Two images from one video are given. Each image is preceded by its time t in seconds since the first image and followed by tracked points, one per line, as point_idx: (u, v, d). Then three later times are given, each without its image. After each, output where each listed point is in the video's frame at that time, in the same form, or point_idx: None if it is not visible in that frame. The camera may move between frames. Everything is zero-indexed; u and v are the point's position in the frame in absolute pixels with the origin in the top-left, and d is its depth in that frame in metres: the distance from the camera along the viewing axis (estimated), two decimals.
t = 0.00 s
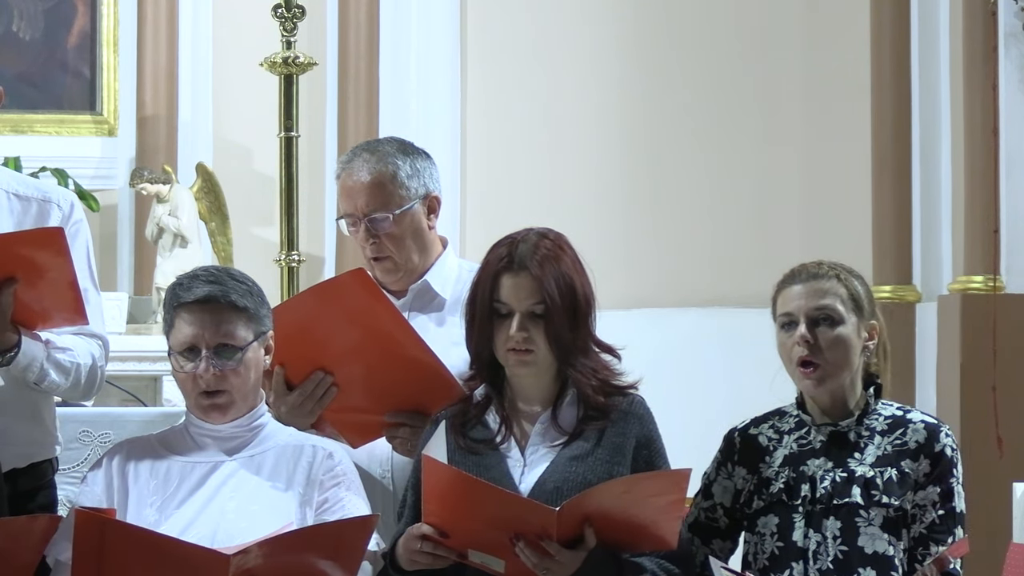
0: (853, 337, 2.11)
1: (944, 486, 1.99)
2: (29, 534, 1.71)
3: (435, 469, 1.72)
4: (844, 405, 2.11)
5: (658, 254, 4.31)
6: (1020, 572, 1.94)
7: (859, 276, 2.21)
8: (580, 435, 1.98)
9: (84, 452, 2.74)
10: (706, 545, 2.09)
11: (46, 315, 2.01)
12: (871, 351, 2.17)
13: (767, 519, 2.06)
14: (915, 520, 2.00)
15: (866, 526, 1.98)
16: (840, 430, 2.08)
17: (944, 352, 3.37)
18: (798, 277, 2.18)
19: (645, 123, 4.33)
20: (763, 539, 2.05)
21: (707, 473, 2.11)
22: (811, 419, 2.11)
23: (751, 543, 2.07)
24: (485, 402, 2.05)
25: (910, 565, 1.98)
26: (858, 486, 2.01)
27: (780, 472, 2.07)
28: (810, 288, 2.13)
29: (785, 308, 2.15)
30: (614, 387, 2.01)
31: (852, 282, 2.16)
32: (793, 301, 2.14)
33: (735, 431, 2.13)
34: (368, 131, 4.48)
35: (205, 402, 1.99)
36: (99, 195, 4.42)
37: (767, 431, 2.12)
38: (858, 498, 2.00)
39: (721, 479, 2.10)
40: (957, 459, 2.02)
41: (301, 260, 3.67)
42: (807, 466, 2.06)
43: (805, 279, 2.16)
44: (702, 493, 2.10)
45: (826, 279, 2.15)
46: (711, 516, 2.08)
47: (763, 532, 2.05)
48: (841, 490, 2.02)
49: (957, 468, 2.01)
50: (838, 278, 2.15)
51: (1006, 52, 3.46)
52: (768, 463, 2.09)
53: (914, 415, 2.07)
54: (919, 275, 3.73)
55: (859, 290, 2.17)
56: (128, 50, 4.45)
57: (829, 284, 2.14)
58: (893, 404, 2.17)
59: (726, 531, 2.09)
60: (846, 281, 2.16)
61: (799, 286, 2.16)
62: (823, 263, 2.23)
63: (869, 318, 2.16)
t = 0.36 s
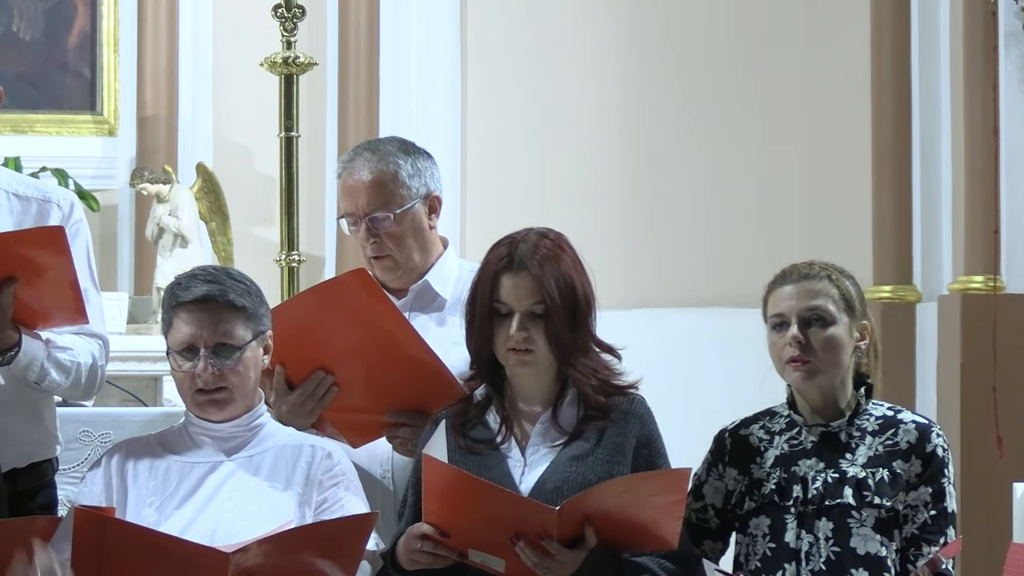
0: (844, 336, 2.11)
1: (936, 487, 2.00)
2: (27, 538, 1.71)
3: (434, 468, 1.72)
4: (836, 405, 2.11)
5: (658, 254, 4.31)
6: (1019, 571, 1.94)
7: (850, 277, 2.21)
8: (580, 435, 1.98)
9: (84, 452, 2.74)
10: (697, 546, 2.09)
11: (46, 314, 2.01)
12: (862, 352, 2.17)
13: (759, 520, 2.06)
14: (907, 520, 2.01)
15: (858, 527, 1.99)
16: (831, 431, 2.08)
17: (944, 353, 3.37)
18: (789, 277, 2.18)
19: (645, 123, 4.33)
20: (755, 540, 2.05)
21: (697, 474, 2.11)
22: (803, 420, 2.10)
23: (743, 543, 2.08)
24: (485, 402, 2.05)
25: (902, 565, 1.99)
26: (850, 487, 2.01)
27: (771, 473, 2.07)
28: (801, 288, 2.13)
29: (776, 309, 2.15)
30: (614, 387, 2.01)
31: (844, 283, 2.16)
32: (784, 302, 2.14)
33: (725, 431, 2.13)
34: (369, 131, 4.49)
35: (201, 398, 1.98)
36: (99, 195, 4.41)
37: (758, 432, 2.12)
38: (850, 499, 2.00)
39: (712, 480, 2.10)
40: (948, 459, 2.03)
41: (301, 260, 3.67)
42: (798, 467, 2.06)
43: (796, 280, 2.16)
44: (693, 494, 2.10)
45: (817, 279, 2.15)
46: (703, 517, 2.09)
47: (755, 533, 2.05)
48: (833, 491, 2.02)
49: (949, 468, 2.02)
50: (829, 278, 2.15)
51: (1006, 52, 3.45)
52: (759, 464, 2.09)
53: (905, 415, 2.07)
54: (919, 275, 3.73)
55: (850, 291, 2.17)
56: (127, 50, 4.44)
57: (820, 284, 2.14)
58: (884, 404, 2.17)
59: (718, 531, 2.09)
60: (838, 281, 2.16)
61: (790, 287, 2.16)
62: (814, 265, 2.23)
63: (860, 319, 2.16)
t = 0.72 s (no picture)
0: (837, 336, 2.11)
1: (930, 486, 2.00)
2: (26, 539, 1.71)
3: (433, 467, 1.73)
4: (828, 405, 2.11)
5: (658, 254, 4.31)
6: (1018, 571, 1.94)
7: (842, 277, 2.21)
8: (581, 434, 1.98)
9: (84, 452, 2.74)
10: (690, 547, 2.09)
11: (46, 314, 2.01)
12: (854, 352, 2.17)
13: (753, 521, 2.05)
14: (901, 520, 2.01)
15: (852, 528, 1.99)
16: (824, 432, 2.08)
17: (944, 353, 3.38)
18: (781, 277, 2.18)
19: (645, 124, 4.33)
20: (749, 541, 2.05)
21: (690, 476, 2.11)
22: (795, 420, 2.11)
23: (736, 545, 2.07)
24: (486, 402, 2.05)
25: (897, 565, 1.99)
26: (844, 487, 2.01)
27: (764, 474, 2.07)
28: (794, 287, 2.13)
29: (768, 308, 2.15)
30: (615, 388, 2.01)
31: (837, 283, 2.16)
32: (777, 301, 2.14)
33: (717, 432, 2.13)
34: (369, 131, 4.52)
35: (200, 404, 1.99)
36: (99, 195, 4.41)
37: (750, 433, 2.12)
38: (844, 499, 2.00)
39: (705, 482, 2.10)
40: (941, 458, 2.03)
41: (301, 260, 3.67)
42: (792, 468, 2.06)
43: (789, 279, 2.16)
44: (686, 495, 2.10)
45: (810, 278, 2.15)
46: (695, 518, 2.08)
47: (748, 534, 2.05)
48: (827, 491, 2.02)
49: (942, 468, 2.02)
50: (822, 277, 2.15)
51: (1006, 51, 3.44)
52: (752, 465, 2.09)
53: (898, 415, 2.07)
54: (919, 275, 3.71)
55: (842, 290, 2.17)
56: (128, 50, 4.44)
57: (813, 283, 2.14)
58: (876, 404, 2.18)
59: (710, 532, 2.09)
60: (830, 281, 2.16)
61: (782, 286, 2.16)
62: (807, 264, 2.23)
63: (853, 318, 2.16)
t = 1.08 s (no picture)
0: (835, 337, 2.11)
1: (928, 487, 2.00)
2: (26, 538, 1.71)
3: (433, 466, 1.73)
4: (827, 407, 2.11)
5: (659, 254, 4.31)
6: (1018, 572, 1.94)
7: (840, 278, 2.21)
8: (583, 435, 1.98)
9: (85, 452, 2.74)
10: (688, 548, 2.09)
11: (47, 313, 2.01)
12: (852, 352, 2.17)
13: (751, 522, 2.05)
14: (899, 521, 2.01)
15: (851, 528, 1.99)
16: (822, 432, 2.08)
17: (944, 353, 3.38)
18: (778, 278, 2.18)
19: (645, 124, 4.33)
20: (747, 542, 2.05)
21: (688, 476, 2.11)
22: (794, 420, 2.11)
23: (734, 545, 2.07)
24: (487, 403, 2.05)
25: (895, 565, 1.99)
26: (842, 488, 2.01)
27: (762, 474, 2.07)
28: (793, 289, 2.13)
29: (766, 309, 2.15)
30: (616, 387, 2.01)
31: (834, 284, 2.16)
32: (774, 303, 2.14)
33: (715, 433, 2.13)
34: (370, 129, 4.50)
35: (200, 403, 1.99)
36: (100, 195, 4.40)
37: (747, 433, 2.12)
38: (842, 499, 2.00)
39: (702, 482, 2.10)
40: (939, 459, 2.03)
41: (301, 260, 3.67)
42: (790, 468, 2.06)
43: (786, 280, 2.16)
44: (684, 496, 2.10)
45: (808, 280, 2.15)
46: (693, 519, 2.08)
47: (747, 534, 2.05)
48: (826, 492, 2.02)
49: (940, 469, 2.02)
50: (821, 279, 2.15)
51: (1007, 52, 3.44)
52: (749, 465, 2.09)
53: (896, 415, 2.07)
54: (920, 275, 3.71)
55: (840, 291, 2.17)
56: (128, 50, 4.44)
57: (811, 285, 2.14)
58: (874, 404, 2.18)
59: (708, 533, 2.09)
60: (828, 282, 2.16)
61: (780, 287, 2.15)
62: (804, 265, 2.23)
63: (851, 319, 2.16)
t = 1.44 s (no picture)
0: (832, 341, 2.11)
1: (926, 486, 2.00)
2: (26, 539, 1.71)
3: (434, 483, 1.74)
4: (825, 408, 2.11)
5: (659, 254, 4.31)
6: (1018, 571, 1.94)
7: (835, 277, 2.21)
8: (583, 435, 1.98)
9: (85, 452, 2.74)
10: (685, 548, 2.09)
11: (48, 313, 2.01)
12: (848, 353, 2.17)
13: (749, 522, 2.06)
14: (896, 520, 2.00)
15: (848, 527, 1.99)
16: (819, 432, 2.08)
17: (945, 353, 3.38)
18: (773, 280, 2.17)
19: (645, 123, 4.33)
20: (745, 541, 2.05)
21: (686, 476, 2.11)
22: (791, 421, 2.11)
23: (732, 545, 2.07)
24: (487, 403, 2.05)
25: (893, 565, 1.99)
26: (840, 488, 2.01)
27: (759, 474, 2.07)
28: (787, 293, 2.12)
29: (761, 313, 2.14)
30: (616, 387, 2.02)
31: (830, 285, 2.15)
32: (770, 306, 2.13)
33: (712, 433, 2.13)
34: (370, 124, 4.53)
35: (198, 404, 1.99)
36: (100, 196, 4.40)
37: (745, 433, 2.12)
38: (840, 499, 2.00)
39: (700, 482, 2.10)
40: (936, 458, 2.03)
41: (301, 260, 3.67)
42: (787, 468, 2.06)
43: (781, 283, 2.15)
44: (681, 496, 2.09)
45: (803, 283, 2.14)
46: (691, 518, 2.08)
47: (744, 534, 2.05)
48: (823, 491, 2.02)
49: (937, 468, 2.02)
50: (815, 281, 2.14)
51: (1006, 51, 3.44)
52: (747, 465, 2.09)
53: (893, 415, 2.07)
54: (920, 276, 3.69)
55: (835, 292, 2.16)
56: (128, 50, 4.44)
57: (807, 288, 2.13)
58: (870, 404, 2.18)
59: (705, 533, 2.09)
60: (823, 283, 2.15)
61: (775, 291, 2.15)
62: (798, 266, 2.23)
63: (846, 320, 2.16)
